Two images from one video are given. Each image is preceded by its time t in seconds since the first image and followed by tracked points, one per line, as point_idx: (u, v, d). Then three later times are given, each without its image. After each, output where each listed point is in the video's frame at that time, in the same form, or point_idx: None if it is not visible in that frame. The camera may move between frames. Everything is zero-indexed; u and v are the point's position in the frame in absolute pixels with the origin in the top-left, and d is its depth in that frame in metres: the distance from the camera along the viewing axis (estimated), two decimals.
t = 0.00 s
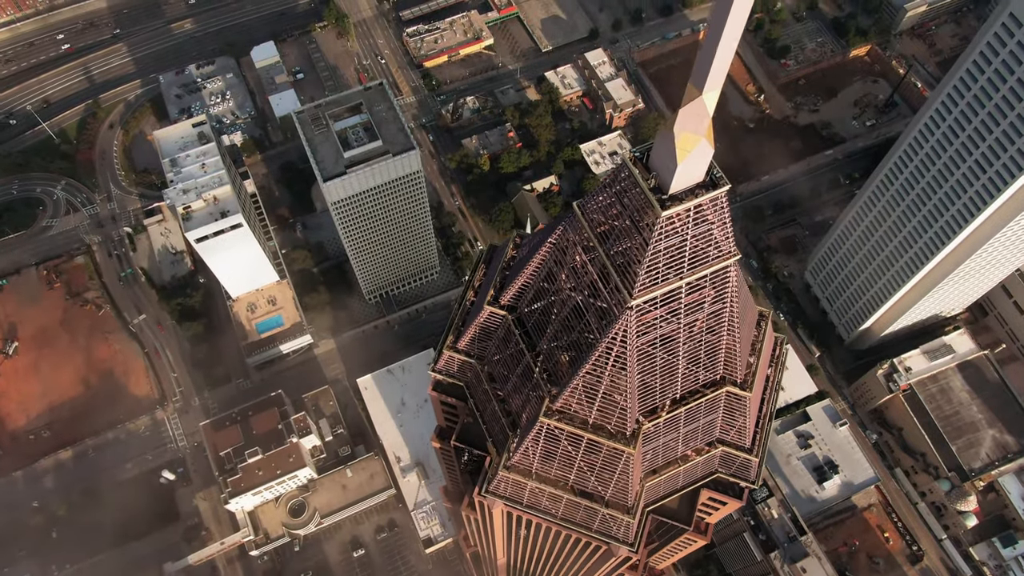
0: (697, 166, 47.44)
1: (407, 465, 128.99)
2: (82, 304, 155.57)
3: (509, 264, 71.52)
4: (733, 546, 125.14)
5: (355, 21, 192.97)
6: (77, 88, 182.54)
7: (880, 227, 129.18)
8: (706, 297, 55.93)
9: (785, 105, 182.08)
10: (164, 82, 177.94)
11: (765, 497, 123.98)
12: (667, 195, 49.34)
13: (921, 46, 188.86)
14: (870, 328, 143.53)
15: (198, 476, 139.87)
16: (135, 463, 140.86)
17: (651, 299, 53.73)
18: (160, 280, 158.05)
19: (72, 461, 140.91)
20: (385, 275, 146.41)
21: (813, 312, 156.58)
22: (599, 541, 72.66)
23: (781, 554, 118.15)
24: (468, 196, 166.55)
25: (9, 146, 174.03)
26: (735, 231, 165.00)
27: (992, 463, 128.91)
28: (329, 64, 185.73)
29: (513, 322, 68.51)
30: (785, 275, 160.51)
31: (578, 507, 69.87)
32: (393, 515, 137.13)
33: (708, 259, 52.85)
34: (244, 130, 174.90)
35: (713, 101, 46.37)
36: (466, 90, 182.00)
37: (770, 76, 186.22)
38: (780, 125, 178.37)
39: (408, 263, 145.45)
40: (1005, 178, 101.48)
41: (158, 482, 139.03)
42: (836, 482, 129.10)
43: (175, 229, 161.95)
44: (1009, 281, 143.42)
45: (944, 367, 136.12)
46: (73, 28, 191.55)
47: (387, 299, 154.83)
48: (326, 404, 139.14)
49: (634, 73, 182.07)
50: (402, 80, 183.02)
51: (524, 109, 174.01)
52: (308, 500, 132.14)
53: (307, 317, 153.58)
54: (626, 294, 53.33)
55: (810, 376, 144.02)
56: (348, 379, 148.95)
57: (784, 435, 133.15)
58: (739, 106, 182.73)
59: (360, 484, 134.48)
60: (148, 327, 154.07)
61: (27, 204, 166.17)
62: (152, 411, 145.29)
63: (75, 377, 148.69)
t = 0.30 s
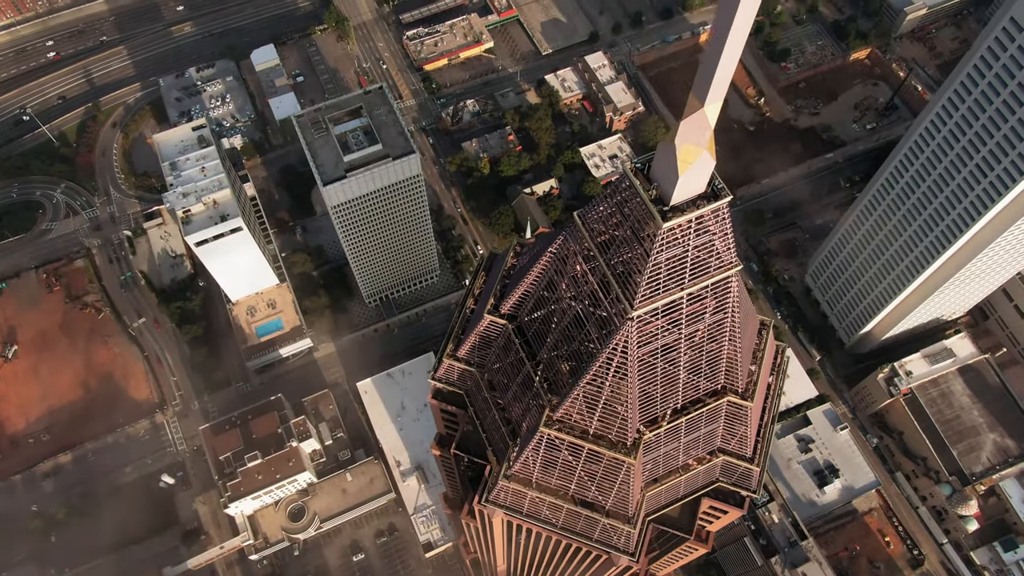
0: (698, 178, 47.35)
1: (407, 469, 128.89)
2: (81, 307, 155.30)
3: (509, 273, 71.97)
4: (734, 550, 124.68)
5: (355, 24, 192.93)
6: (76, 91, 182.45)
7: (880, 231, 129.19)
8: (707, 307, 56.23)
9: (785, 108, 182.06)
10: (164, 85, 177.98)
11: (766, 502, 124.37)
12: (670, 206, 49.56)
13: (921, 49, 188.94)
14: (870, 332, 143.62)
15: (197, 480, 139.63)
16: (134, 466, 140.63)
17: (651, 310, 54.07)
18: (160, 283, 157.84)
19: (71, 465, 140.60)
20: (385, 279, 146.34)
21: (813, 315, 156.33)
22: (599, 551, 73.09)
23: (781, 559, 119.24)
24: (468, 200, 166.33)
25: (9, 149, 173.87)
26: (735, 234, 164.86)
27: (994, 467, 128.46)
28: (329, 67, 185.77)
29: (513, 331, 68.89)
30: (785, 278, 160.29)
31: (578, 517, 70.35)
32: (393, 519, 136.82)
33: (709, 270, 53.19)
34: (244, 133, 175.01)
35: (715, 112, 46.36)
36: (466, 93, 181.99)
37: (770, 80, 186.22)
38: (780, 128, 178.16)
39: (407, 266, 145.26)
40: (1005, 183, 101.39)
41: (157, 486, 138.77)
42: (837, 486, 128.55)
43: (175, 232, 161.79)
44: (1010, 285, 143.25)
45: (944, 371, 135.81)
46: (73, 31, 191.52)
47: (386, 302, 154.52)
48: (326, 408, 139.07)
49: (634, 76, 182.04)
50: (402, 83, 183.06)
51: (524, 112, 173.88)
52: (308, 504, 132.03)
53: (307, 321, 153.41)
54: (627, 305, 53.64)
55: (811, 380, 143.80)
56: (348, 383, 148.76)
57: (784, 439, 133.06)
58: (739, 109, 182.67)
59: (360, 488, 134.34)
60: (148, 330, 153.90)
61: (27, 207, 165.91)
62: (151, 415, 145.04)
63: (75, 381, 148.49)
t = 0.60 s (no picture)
0: (700, 189, 48.66)
1: (407, 473, 128.50)
2: (81, 311, 155.07)
3: (509, 282, 73.65)
4: (734, 555, 123.73)
5: (355, 27, 192.90)
6: (76, 95, 182.32)
7: (880, 236, 129.15)
8: (708, 317, 56.81)
9: (786, 111, 181.97)
10: (164, 88, 178.03)
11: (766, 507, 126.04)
12: (670, 218, 50.62)
13: (922, 53, 188.93)
14: (870, 336, 143.61)
15: (197, 484, 139.36)
16: (134, 470, 140.47)
17: (652, 321, 54.56)
18: (159, 286, 157.65)
19: (70, 469, 140.31)
20: (384, 282, 146.29)
21: (813, 319, 156.06)
22: (599, 560, 73.22)
23: (782, 563, 120.19)
24: (468, 203, 166.05)
25: (8, 152, 173.64)
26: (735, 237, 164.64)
27: (994, 471, 128.06)
28: (329, 69, 185.72)
29: (513, 339, 70.21)
30: (785, 282, 160.10)
31: (579, 527, 70.50)
32: (393, 523, 136.51)
33: (711, 280, 53.88)
34: (244, 136, 175.06)
35: (716, 126, 47.97)
36: (466, 96, 181.87)
37: (771, 83, 186.17)
38: (781, 130, 177.89)
39: (407, 270, 145.10)
40: (1007, 187, 101.26)
41: (156, 490, 138.58)
42: (838, 490, 128.23)
43: (175, 235, 161.58)
44: (1011, 288, 143.13)
45: (945, 375, 135.51)
46: (73, 34, 191.42)
47: (387, 306, 154.39)
48: (326, 412, 138.71)
49: (634, 79, 181.89)
50: (402, 86, 183.01)
51: (524, 115, 173.68)
52: (307, 509, 131.83)
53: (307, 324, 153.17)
54: (628, 315, 54.17)
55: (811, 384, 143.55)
56: (347, 386, 148.51)
57: (784, 443, 132.84)
58: (740, 112, 182.55)
59: (360, 492, 134.03)
60: (147, 334, 153.72)
61: (26, 210, 165.76)
62: (151, 418, 144.80)
63: (75, 384, 148.29)
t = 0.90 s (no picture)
0: (701, 203, 50.50)
1: (406, 478, 128.10)
2: (80, 314, 154.89)
3: (509, 292, 75.75)
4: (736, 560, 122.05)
5: (355, 30, 192.86)
6: (76, 98, 182.22)
7: (880, 241, 129.25)
8: (710, 329, 59.02)
9: (786, 115, 181.85)
10: (164, 92, 178.11)
11: (768, 512, 124.35)
12: (672, 231, 52.47)
13: (922, 56, 188.83)
14: (870, 341, 143.60)
15: (196, 488, 139.04)
16: (133, 474, 140.17)
17: (653, 334, 56.53)
18: (159, 290, 157.46)
19: (69, 473, 139.98)
20: (385, 286, 146.01)
21: (814, 323, 155.88)
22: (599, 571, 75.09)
23: (783, 568, 119.67)
24: (468, 207, 165.85)
25: (7, 155, 173.60)
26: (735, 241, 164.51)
27: (996, 475, 127.54)
28: (329, 73, 185.61)
29: (513, 349, 72.45)
30: (786, 285, 159.97)
31: (580, 538, 72.37)
32: (393, 528, 135.91)
33: (713, 293, 56.02)
34: (244, 139, 174.96)
35: (717, 141, 49.74)
36: (466, 99, 181.75)
37: (771, 86, 186.14)
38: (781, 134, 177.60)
39: (407, 273, 144.67)
40: (1008, 192, 101.05)
41: (156, 494, 138.30)
42: (839, 495, 128.13)
43: (175, 239, 161.42)
44: (1011, 292, 142.86)
45: (946, 379, 135.33)
46: (72, 36, 191.41)
47: (386, 309, 153.80)
48: (326, 416, 138.97)
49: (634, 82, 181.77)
50: (402, 89, 182.88)
51: (524, 119, 173.55)
52: (307, 513, 131.60)
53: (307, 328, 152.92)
54: (629, 327, 56.12)
55: (812, 388, 143.21)
56: (347, 390, 148.27)
57: (785, 448, 132.47)
58: (740, 115, 182.48)
59: (360, 496, 133.73)
60: (147, 337, 153.63)
61: (26, 214, 165.67)
62: (151, 423, 144.59)
63: (74, 388, 148.04)
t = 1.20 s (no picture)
0: (703, 214, 52.25)
1: (406, 481, 127.74)
2: (80, 318, 154.68)
3: (509, 300, 78.89)
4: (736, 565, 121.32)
5: (355, 33, 192.79)
6: (75, 101, 182.11)
7: (880, 246, 129.34)
8: (711, 338, 61.16)
9: (786, 118, 181.80)
10: (164, 95, 178.06)
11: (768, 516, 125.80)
12: (673, 242, 54.63)
13: (922, 58, 188.79)
14: (870, 345, 143.52)
15: (195, 492, 138.74)
16: (132, 478, 139.85)
17: (653, 345, 58.56)
18: (159, 293, 157.21)
19: (68, 477, 139.69)
20: (385, 290, 145.91)
21: (814, 326, 155.66)
22: None
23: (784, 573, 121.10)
24: (468, 210, 165.69)
25: (7, 158, 173.44)
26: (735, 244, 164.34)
27: (996, 480, 127.16)
28: (329, 76, 185.47)
29: (513, 358, 75.36)
30: (786, 289, 159.77)
31: (580, 547, 74.85)
32: (392, 532, 135.07)
33: (714, 304, 58.02)
34: (243, 142, 174.92)
35: (719, 154, 51.10)
36: (466, 102, 181.70)
37: (771, 89, 186.13)
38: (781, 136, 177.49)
39: (407, 276, 144.37)
40: (1009, 196, 100.90)
41: (155, 498, 137.98)
42: (839, 499, 127.69)
43: (174, 242, 161.25)
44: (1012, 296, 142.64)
45: (947, 383, 134.96)
46: (72, 39, 191.42)
47: (386, 312, 153.45)
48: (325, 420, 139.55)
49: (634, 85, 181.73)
50: (403, 92, 182.80)
51: (524, 122, 173.54)
52: (307, 518, 131.68)
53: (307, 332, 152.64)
54: (630, 339, 58.23)
55: (812, 392, 142.94)
56: (347, 394, 147.97)
57: (785, 452, 132.44)
58: (740, 118, 182.42)
59: (360, 500, 133.55)
60: (146, 341, 153.55)
61: (26, 217, 165.53)
62: (150, 426, 144.30)
63: (73, 391, 147.83)
